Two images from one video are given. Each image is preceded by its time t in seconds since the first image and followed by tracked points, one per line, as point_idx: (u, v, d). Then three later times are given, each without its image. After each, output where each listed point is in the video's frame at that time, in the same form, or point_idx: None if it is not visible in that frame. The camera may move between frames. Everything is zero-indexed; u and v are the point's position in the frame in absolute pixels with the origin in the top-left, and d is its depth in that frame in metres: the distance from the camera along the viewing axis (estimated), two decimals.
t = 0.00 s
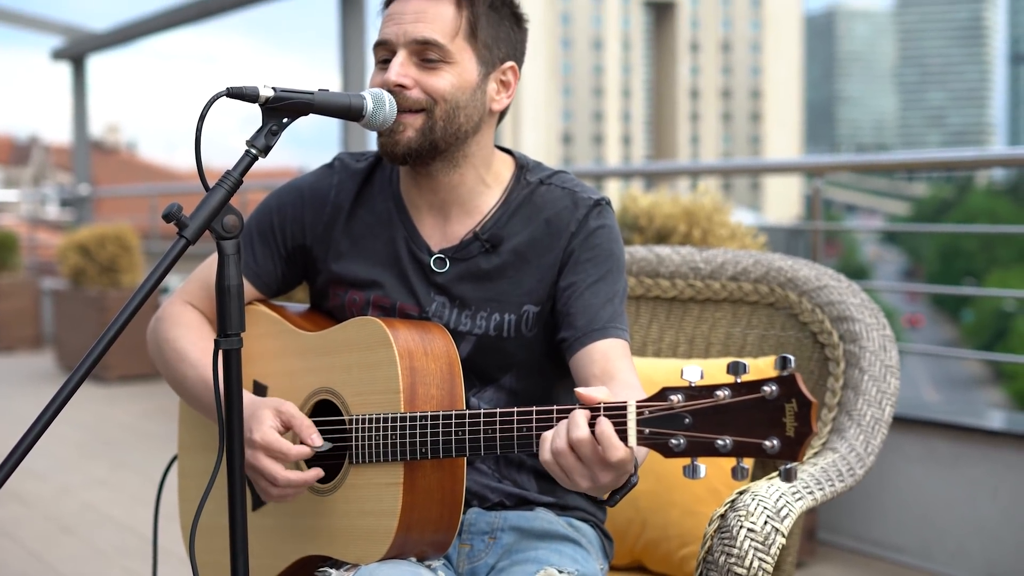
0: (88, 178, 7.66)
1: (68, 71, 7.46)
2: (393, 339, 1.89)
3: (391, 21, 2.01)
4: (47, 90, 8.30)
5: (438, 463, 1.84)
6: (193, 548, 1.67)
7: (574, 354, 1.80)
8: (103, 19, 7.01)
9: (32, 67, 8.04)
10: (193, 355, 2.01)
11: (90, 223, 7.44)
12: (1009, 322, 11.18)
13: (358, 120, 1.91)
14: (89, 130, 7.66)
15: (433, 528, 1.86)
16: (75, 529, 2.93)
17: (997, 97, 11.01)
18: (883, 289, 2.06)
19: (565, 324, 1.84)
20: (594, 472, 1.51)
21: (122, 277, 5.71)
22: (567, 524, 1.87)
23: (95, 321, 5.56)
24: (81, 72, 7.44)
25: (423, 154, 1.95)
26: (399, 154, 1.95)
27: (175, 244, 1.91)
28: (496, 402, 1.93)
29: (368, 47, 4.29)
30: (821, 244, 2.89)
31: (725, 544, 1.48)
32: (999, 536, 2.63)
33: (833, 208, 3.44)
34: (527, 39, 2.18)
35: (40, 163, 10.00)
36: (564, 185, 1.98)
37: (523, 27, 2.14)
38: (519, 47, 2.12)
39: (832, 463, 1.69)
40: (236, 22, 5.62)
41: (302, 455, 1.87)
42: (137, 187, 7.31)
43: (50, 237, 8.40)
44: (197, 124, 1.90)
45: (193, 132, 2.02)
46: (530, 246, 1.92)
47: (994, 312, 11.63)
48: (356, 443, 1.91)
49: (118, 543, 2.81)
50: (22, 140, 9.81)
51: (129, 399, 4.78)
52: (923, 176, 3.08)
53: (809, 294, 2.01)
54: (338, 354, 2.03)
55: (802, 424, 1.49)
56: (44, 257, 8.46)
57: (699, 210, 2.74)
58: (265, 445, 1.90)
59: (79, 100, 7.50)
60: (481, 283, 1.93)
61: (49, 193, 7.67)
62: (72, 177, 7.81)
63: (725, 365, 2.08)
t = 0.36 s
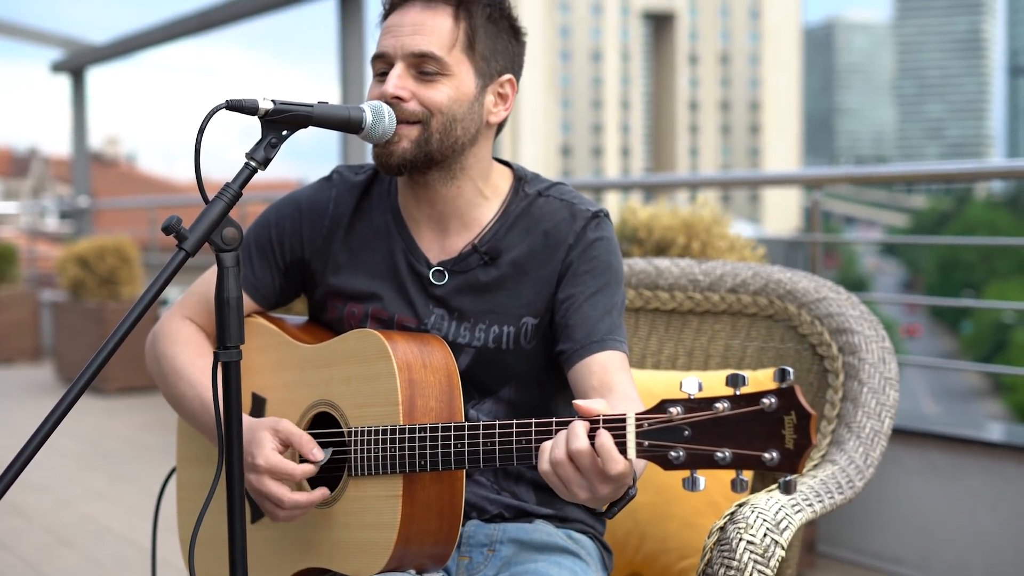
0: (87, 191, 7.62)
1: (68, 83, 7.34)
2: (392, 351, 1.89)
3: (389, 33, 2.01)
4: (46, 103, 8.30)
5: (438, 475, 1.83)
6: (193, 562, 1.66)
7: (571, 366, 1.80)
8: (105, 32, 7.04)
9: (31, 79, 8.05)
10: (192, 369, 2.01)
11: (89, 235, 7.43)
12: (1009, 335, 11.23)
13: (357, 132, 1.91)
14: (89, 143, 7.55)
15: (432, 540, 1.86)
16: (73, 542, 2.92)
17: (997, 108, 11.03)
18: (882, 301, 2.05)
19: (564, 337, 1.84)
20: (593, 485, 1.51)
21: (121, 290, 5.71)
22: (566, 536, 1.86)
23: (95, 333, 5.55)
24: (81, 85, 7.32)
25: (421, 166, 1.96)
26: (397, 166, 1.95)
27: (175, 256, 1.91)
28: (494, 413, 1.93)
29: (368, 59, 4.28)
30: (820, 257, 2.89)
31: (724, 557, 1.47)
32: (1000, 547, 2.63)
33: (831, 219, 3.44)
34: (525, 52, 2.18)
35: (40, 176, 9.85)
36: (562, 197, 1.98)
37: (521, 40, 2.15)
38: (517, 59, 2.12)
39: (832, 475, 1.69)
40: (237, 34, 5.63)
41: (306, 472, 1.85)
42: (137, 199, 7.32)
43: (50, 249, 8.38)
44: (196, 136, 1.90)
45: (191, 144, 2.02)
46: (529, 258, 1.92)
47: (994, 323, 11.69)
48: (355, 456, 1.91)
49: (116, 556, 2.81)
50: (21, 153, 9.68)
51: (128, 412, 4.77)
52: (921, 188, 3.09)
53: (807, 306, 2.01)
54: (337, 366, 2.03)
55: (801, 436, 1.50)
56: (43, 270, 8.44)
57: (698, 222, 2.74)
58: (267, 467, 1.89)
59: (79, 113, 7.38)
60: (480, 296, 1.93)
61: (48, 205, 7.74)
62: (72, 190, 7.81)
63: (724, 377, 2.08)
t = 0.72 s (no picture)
0: (87, 202, 7.78)
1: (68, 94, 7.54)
2: (393, 361, 1.89)
3: (391, 44, 2.02)
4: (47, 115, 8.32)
5: (438, 484, 1.83)
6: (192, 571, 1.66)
7: (574, 378, 1.80)
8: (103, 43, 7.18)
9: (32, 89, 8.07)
10: (196, 369, 2.00)
11: (89, 245, 7.54)
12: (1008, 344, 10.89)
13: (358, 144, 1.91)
14: (89, 153, 7.75)
15: (433, 550, 1.86)
16: (74, 551, 2.92)
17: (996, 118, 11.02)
18: (882, 312, 2.05)
19: (564, 348, 1.84)
20: (594, 492, 1.51)
21: (121, 300, 5.71)
22: (567, 546, 1.86)
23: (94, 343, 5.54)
24: (82, 96, 7.51)
25: (422, 180, 1.96)
26: (399, 179, 1.95)
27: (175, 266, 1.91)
28: (495, 423, 1.93)
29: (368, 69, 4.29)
30: (821, 267, 2.90)
31: (724, 567, 1.47)
32: (1000, 557, 2.62)
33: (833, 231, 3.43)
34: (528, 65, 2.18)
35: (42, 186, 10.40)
36: (562, 208, 1.98)
37: (524, 53, 2.15)
38: (519, 72, 2.12)
39: (832, 485, 1.69)
40: (237, 45, 5.65)
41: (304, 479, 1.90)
42: (137, 210, 7.33)
43: (50, 259, 8.36)
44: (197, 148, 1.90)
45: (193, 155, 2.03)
46: (528, 270, 1.92)
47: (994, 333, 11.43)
48: (355, 466, 1.91)
49: (117, 566, 2.81)
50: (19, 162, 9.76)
51: (128, 422, 4.77)
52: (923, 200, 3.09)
53: (808, 317, 2.01)
54: (338, 377, 2.03)
55: (803, 443, 1.48)
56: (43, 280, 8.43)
57: (698, 233, 2.74)
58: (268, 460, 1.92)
59: (80, 123, 7.57)
60: (480, 307, 1.93)
61: (49, 215, 7.85)
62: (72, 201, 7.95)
63: (725, 388, 2.08)
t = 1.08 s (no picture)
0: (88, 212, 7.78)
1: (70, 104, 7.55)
2: (394, 372, 1.89)
3: (392, 54, 2.02)
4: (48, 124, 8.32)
5: (440, 494, 1.83)
6: None
7: (575, 388, 1.80)
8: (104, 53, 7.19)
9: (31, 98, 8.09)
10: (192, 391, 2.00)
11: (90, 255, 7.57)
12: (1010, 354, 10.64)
13: (359, 154, 1.91)
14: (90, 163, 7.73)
15: (434, 560, 1.87)
16: (74, 562, 2.92)
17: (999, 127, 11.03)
18: (884, 322, 2.05)
19: (565, 358, 1.84)
20: (598, 501, 1.50)
21: (122, 310, 5.70)
22: (568, 557, 1.85)
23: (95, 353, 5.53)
24: (82, 106, 7.51)
25: (424, 191, 1.96)
26: (401, 191, 1.96)
27: (176, 277, 1.92)
28: (496, 433, 1.93)
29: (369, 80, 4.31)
30: (821, 277, 2.90)
31: None
32: (1001, 568, 2.61)
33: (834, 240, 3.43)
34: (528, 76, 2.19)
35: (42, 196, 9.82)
36: (562, 218, 1.99)
37: (524, 64, 2.16)
38: (519, 84, 2.13)
39: (833, 496, 1.69)
40: (238, 55, 5.67)
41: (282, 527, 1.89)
42: (139, 221, 7.34)
43: (52, 270, 8.34)
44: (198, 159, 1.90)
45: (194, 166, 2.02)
46: (528, 280, 1.92)
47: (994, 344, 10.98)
48: (357, 476, 1.91)
49: None
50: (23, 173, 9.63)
51: (129, 432, 4.77)
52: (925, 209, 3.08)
53: (810, 327, 2.01)
54: (339, 388, 2.03)
55: (807, 451, 1.48)
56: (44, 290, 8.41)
57: (699, 243, 2.74)
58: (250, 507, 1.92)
59: (81, 133, 7.58)
60: (481, 319, 1.93)
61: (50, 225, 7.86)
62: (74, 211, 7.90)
63: (725, 397, 2.07)
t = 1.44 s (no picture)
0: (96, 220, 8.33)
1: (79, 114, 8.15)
2: (400, 382, 1.89)
3: (396, 63, 2.02)
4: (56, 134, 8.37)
5: (446, 504, 1.83)
6: None
7: (581, 396, 1.79)
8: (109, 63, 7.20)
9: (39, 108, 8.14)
10: (200, 386, 1.99)
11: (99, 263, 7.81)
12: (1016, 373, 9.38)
13: (365, 163, 1.91)
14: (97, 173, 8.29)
15: (440, 570, 1.87)
16: (79, 571, 2.92)
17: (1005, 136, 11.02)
18: (890, 330, 2.05)
19: (571, 366, 1.84)
20: (606, 514, 1.50)
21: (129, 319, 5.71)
22: (575, 565, 1.85)
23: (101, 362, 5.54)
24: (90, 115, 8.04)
25: (429, 198, 1.96)
26: (407, 197, 1.95)
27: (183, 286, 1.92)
28: (503, 442, 1.93)
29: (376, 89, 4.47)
30: (827, 285, 2.90)
31: None
32: None
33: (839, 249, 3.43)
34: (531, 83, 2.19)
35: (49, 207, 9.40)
36: (567, 226, 1.99)
37: (528, 72, 2.16)
38: (523, 91, 2.13)
39: (840, 505, 1.68)
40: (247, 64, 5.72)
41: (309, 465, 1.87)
42: (145, 230, 7.34)
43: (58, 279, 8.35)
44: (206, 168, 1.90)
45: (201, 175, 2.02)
46: (534, 289, 1.92)
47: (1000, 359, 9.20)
48: (363, 485, 1.91)
49: None
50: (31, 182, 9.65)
51: (135, 441, 4.77)
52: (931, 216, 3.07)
53: (816, 336, 2.00)
54: (345, 397, 2.03)
55: (813, 465, 1.49)
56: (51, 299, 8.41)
57: (706, 252, 2.74)
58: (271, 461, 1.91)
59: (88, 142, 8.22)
60: (486, 327, 1.93)
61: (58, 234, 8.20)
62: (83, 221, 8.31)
63: (731, 408, 2.07)
